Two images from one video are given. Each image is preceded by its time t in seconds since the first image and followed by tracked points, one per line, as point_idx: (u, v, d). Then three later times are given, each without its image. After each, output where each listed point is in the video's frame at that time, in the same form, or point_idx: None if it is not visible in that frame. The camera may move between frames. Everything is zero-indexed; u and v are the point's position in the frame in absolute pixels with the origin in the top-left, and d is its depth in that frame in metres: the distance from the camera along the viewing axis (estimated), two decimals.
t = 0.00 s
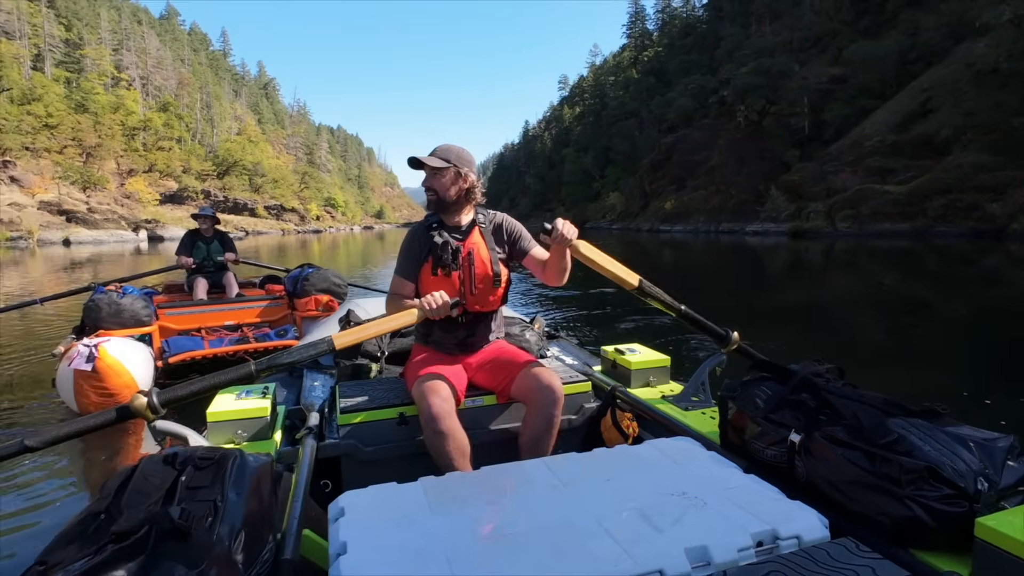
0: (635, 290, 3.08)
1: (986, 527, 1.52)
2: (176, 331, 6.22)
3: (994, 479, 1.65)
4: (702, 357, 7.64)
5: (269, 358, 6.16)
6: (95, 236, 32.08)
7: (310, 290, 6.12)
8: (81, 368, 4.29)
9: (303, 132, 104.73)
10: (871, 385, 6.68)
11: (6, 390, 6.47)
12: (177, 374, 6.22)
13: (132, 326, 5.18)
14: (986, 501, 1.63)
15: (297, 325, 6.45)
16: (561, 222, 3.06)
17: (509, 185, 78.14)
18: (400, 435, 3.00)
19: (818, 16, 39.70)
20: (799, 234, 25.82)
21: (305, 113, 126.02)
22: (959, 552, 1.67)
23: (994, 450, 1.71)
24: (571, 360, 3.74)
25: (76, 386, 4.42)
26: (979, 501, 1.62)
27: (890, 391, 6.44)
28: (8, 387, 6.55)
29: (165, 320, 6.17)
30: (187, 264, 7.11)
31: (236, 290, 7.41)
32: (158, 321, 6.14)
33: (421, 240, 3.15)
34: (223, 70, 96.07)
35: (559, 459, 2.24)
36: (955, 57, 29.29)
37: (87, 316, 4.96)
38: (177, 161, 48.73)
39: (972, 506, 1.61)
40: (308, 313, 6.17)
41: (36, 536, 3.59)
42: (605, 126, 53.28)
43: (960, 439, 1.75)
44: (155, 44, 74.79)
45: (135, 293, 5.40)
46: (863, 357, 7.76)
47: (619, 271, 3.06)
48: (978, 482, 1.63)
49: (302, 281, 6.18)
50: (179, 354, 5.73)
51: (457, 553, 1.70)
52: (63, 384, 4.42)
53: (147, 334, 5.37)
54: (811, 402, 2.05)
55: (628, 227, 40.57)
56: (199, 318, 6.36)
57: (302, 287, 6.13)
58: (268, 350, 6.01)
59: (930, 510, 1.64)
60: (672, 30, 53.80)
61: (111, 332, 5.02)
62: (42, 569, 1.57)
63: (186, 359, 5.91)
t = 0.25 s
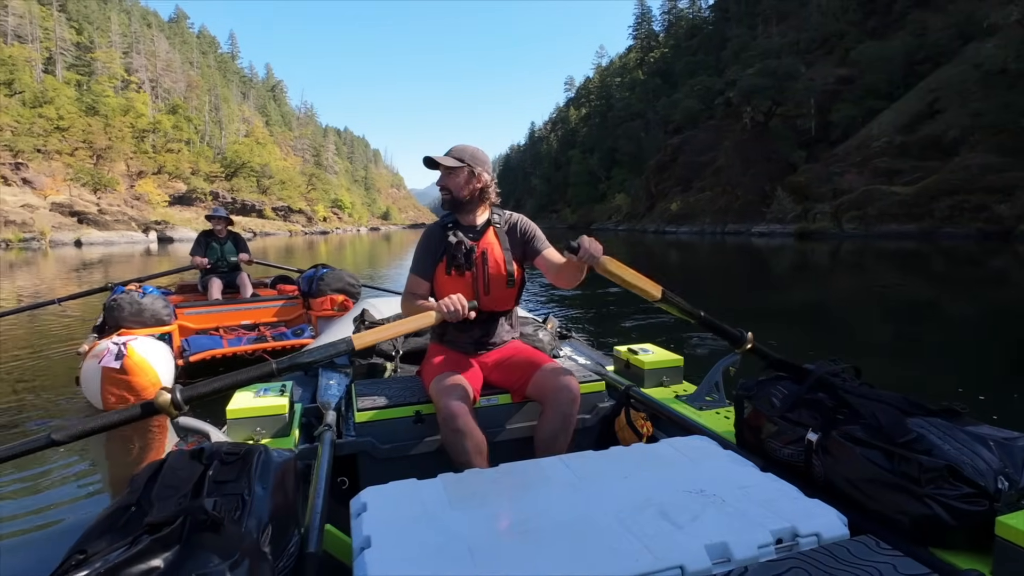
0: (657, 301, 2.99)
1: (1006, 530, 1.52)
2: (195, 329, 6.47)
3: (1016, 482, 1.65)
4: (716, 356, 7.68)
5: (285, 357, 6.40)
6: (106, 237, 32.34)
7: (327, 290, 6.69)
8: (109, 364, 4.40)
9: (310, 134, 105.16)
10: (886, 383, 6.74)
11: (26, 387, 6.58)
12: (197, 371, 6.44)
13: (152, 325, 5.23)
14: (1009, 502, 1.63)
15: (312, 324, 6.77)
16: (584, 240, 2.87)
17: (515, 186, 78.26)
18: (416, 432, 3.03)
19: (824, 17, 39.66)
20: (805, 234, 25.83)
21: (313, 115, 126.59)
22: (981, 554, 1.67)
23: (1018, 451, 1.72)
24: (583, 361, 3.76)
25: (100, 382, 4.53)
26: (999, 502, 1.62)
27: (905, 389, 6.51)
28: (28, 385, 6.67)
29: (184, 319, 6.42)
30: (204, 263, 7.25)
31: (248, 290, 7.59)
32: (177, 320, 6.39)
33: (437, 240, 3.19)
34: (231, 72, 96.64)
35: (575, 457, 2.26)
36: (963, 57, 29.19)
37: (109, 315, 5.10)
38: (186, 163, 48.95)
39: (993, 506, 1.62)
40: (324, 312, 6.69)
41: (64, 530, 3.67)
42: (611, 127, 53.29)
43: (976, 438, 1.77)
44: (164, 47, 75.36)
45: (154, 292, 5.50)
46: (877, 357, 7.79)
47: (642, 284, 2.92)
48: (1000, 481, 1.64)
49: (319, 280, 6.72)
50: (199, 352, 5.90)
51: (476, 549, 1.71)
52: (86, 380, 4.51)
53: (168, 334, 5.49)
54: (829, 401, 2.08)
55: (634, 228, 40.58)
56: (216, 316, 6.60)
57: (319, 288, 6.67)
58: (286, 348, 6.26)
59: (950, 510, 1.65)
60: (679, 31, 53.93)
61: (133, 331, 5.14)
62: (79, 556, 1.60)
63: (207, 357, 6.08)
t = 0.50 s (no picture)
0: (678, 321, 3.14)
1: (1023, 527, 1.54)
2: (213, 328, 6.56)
3: None
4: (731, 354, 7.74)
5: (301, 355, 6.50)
6: (117, 238, 32.59)
7: (339, 290, 6.90)
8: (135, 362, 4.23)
9: (318, 135, 105.52)
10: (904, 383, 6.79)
11: (44, 386, 6.66)
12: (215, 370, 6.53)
13: (173, 324, 5.31)
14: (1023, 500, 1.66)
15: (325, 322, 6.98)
16: (605, 277, 3.06)
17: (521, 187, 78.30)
18: (431, 430, 3.04)
19: (832, 17, 39.58)
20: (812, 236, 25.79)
21: (320, 117, 127.05)
22: (997, 554, 1.69)
23: None
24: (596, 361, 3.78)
25: (127, 381, 4.35)
26: (1016, 500, 1.64)
27: (924, 389, 6.55)
28: (43, 383, 6.74)
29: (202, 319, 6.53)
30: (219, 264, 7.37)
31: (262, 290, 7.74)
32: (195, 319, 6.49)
33: (451, 242, 3.22)
34: (240, 75, 97.24)
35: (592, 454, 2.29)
36: (971, 58, 29.09)
37: (130, 315, 5.11)
38: (195, 164, 49.16)
39: (1010, 505, 1.64)
40: (338, 311, 6.91)
41: (88, 528, 3.72)
42: (618, 128, 53.32)
43: (994, 438, 1.79)
44: (173, 50, 75.92)
45: (174, 292, 5.53)
46: (893, 357, 7.82)
47: (659, 306, 3.14)
48: (1015, 481, 1.66)
49: (332, 280, 6.91)
50: (219, 351, 5.97)
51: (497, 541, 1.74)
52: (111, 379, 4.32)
53: (187, 333, 5.57)
54: (844, 401, 2.11)
55: (640, 229, 40.59)
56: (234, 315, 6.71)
57: (333, 288, 6.89)
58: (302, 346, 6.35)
59: (967, 508, 1.67)
60: (686, 32, 53.92)
61: (153, 331, 5.17)
62: (114, 545, 1.66)
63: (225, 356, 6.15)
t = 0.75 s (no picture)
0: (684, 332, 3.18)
1: None
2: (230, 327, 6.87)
3: None
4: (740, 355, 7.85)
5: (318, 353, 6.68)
6: (128, 238, 32.86)
7: (355, 290, 7.12)
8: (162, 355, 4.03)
9: (325, 137, 105.96)
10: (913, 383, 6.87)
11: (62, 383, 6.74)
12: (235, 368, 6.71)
13: (193, 324, 5.35)
14: None
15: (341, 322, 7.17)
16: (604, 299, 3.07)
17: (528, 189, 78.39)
18: (444, 429, 3.05)
19: (839, 18, 39.53)
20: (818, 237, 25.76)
21: (327, 118, 127.60)
22: (1013, 552, 1.70)
23: None
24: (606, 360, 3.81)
25: (148, 379, 4.08)
26: None
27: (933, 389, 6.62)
28: (58, 381, 6.80)
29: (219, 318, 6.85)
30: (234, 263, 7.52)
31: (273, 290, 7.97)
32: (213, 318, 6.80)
33: (465, 242, 3.24)
34: (248, 77, 97.88)
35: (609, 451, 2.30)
36: (979, 58, 28.99)
37: (152, 315, 5.14)
38: (204, 166, 49.34)
39: None
40: (353, 311, 7.17)
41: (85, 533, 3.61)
42: (624, 129, 53.35)
43: (1010, 437, 1.81)
44: (183, 52, 76.54)
45: (193, 292, 5.58)
46: (908, 358, 7.84)
47: (662, 319, 3.14)
48: None
49: (347, 280, 7.17)
50: (239, 350, 6.09)
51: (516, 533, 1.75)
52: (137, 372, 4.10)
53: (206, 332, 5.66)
54: (859, 399, 2.14)
55: (647, 230, 40.61)
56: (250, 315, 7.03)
57: (347, 288, 7.13)
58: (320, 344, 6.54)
59: (984, 505, 1.68)
60: (693, 33, 53.94)
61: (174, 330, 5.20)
62: (146, 534, 1.71)
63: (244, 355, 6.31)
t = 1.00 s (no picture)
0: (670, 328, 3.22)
1: None
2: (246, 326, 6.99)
3: None
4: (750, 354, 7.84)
5: (332, 352, 6.89)
6: (137, 239, 33.08)
7: (368, 288, 7.48)
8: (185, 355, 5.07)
9: (332, 138, 106.28)
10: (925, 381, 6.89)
11: (76, 382, 6.83)
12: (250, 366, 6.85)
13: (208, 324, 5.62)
14: None
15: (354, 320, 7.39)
16: (587, 294, 3.27)
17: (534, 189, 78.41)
18: (454, 426, 3.07)
19: (846, 18, 39.45)
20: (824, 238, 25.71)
21: (334, 120, 128.01)
22: None
23: None
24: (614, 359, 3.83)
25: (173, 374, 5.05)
26: None
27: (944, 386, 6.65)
28: (70, 380, 6.88)
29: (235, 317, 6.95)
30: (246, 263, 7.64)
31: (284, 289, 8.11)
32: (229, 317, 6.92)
33: (474, 243, 3.28)
34: (256, 78, 98.42)
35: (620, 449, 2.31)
36: (987, 58, 28.89)
37: (171, 313, 5.69)
38: (211, 168, 49.49)
39: None
40: (367, 309, 7.52)
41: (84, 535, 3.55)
42: (629, 130, 53.37)
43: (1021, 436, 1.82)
44: (191, 55, 77.09)
45: (207, 291, 6.16)
46: (915, 357, 7.88)
47: (651, 315, 3.22)
48: None
49: (360, 280, 7.54)
50: (256, 348, 6.34)
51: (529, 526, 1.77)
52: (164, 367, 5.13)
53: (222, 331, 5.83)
54: (870, 398, 2.16)
55: (652, 231, 40.61)
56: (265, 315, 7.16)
57: (360, 286, 7.48)
58: (334, 344, 6.74)
59: (997, 504, 1.69)
60: (699, 33, 53.92)
61: (191, 327, 5.76)
62: (165, 528, 1.73)
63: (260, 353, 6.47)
